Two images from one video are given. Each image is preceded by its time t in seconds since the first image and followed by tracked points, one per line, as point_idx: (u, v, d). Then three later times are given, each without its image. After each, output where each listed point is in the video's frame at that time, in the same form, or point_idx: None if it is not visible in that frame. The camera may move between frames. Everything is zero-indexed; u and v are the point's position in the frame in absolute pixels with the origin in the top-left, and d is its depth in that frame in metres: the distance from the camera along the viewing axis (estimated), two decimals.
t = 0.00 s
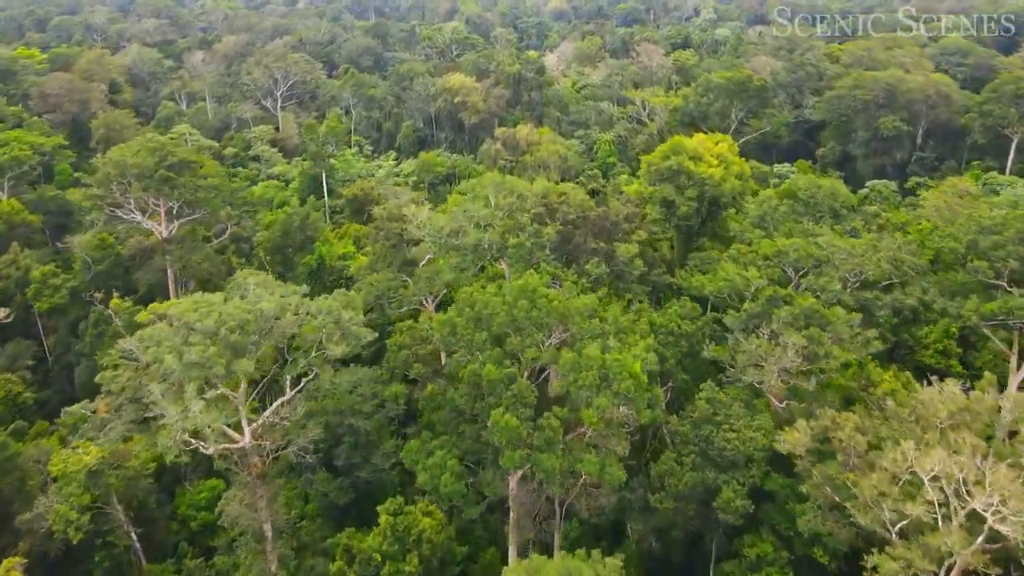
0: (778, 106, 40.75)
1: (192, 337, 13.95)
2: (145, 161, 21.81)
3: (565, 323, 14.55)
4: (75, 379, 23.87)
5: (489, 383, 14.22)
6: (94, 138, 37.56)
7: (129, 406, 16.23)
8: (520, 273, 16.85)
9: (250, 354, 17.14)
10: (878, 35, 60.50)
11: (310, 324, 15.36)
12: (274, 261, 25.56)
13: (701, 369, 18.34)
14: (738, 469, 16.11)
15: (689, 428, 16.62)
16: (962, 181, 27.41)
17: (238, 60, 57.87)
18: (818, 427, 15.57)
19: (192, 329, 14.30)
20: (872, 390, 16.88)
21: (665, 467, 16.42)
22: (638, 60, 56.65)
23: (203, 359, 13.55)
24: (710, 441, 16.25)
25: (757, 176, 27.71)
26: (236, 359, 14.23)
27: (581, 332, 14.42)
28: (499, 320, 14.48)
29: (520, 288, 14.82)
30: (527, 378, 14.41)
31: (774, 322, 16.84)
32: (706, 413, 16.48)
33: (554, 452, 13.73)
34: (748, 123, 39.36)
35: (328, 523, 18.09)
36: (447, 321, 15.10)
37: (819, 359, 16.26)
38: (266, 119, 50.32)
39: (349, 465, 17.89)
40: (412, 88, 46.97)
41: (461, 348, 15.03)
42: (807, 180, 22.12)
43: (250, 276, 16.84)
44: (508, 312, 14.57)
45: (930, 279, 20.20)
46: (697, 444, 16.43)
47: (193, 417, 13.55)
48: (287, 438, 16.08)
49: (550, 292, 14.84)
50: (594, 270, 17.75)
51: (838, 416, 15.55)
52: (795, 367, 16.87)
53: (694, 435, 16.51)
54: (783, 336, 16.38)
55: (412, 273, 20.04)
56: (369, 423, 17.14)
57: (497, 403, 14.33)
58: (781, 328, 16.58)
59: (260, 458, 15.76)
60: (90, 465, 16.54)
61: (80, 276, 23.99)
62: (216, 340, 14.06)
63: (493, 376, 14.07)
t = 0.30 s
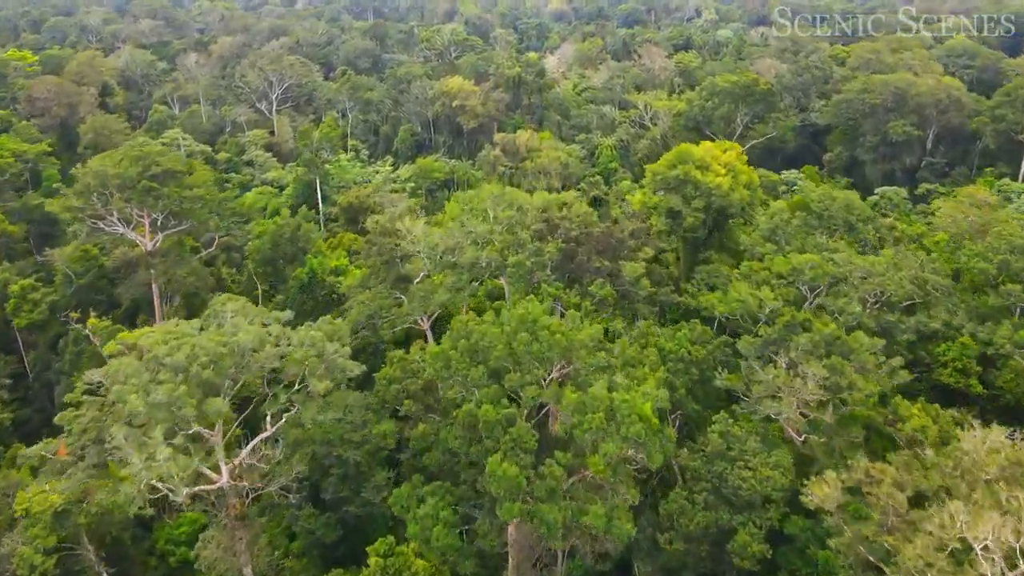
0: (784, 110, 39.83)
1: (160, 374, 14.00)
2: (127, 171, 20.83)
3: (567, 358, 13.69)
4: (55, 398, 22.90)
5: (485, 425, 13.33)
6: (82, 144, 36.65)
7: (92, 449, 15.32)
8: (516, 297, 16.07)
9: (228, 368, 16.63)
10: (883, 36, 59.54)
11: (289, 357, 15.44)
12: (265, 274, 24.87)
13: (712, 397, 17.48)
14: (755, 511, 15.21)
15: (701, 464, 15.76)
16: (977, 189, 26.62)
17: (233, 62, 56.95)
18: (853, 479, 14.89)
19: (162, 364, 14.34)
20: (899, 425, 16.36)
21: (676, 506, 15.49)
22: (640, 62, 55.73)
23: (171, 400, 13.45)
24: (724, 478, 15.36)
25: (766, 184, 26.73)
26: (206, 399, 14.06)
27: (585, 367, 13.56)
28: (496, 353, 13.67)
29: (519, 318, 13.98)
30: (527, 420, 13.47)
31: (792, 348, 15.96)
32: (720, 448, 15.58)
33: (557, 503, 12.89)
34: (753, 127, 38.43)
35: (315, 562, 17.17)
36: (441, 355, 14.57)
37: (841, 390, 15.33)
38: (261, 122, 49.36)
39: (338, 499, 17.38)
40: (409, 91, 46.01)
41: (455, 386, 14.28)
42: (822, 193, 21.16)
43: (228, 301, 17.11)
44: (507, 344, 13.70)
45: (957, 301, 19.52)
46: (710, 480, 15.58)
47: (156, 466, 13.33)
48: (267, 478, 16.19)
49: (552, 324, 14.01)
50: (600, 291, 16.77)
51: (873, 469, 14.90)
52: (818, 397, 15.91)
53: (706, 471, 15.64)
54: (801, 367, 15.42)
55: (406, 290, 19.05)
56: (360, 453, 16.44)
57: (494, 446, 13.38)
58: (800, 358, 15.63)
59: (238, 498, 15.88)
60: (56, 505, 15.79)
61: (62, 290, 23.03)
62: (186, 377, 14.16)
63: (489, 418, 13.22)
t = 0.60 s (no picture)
0: (791, 114, 38.85)
1: (121, 420, 13.36)
2: (105, 183, 19.89)
3: (570, 398, 13.24)
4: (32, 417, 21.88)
5: (481, 475, 12.68)
6: (69, 149, 35.69)
7: (42, 500, 14.64)
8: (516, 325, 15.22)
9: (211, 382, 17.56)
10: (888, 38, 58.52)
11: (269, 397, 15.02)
12: (255, 288, 24.04)
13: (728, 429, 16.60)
14: (774, 558, 14.37)
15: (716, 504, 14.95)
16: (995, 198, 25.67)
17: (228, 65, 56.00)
18: (895, 546, 14.14)
19: (123, 409, 13.64)
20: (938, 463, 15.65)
21: (688, 549, 14.51)
22: (642, 64, 54.75)
23: (132, 449, 12.81)
24: (740, 521, 14.51)
25: (775, 194, 25.77)
26: (172, 449, 13.54)
27: (588, 410, 13.16)
28: (494, 394, 13.24)
29: (519, 354, 13.42)
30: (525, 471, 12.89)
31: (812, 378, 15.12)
32: (736, 488, 14.72)
33: (558, 564, 12.27)
34: (759, 132, 37.47)
35: None
36: (434, 394, 13.95)
37: (868, 427, 14.39)
38: (256, 126, 48.40)
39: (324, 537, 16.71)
40: (406, 94, 45.08)
41: (448, 430, 13.60)
42: (837, 205, 20.22)
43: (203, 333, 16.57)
44: (504, 382, 13.30)
45: (988, 326, 18.50)
46: (726, 523, 14.78)
47: (112, 527, 12.67)
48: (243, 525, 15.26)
49: (556, 363, 13.35)
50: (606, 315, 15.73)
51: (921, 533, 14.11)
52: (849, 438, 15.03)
53: (721, 513, 14.86)
54: (825, 402, 14.58)
55: (399, 308, 17.96)
56: (347, 489, 15.76)
57: (489, 498, 12.70)
58: (823, 392, 14.79)
59: (214, 547, 15.16)
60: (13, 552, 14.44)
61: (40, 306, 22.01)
62: (149, 424, 13.45)
63: (485, 468, 12.58)
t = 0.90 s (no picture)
0: (798, 119, 37.85)
1: (74, 474, 12.49)
2: (83, 194, 18.99)
3: (576, 449, 12.84)
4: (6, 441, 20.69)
5: (474, 535, 12.55)
6: (56, 155, 34.76)
7: None
8: (518, 358, 14.64)
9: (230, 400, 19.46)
10: (893, 39, 57.57)
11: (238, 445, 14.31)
12: (244, 302, 23.17)
13: (742, 465, 16.49)
14: None
15: (732, 552, 14.51)
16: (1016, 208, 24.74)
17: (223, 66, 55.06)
18: None
19: (78, 462, 12.79)
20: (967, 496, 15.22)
21: None
22: (644, 66, 53.79)
23: (84, 508, 12.02)
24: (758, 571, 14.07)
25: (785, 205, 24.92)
26: (127, 507, 12.67)
27: (597, 461, 12.66)
28: (490, 444, 13.00)
29: (518, 399, 13.23)
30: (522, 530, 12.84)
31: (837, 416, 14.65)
32: (754, 534, 14.26)
33: None
34: (764, 138, 36.55)
35: None
36: (424, 441, 13.72)
37: (898, 469, 14.03)
38: (251, 130, 47.46)
39: None
40: (404, 98, 44.14)
41: (439, 482, 13.35)
42: (854, 219, 19.79)
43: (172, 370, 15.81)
44: (501, 432, 13.08)
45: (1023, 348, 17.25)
46: (744, 573, 14.28)
47: None
48: None
49: (560, 412, 12.82)
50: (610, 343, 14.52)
51: None
52: (879, 483, 14.64)
53: (738, 561, 14.40)
54: (853, 444, 14.03)
55: (391, 329, 16.75)
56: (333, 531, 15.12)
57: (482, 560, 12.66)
58: (849, 432, 14.37)
59: None
60: None
61: (18, 322, 20.92)
62: (104, 478, 12.60)
63: (479, 527, 12.45)
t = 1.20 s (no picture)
0: (805, 124, 36.88)
1: (14, 543, 11.62)
2: (59, 208, 18.05)
3: (582, 509, 12.24)
4: None
5: None
6: (42, 162, 33.75)
7: None
8: (518, 392, 13.70)
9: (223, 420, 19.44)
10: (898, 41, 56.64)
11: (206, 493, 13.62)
12: (232, 318, 22.24)
13: (758, 505, 16.09)
14: None
15: None
16: None
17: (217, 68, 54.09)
18: None
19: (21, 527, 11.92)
20: (994, 538, 14.45)
21: None
22: (645, 69, 52.80)
23: None
24: None
25: (798, 217, 23.85)
26: None
27: (604, 522, 12.02)
28: (485, 506, 12.25)
29: (517, 454, 12.55)
30: None
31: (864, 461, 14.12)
32: None
33: None
34: (770, 143, 35.58)
35: None
36: (410, 497, 12.97)
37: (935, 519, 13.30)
38: (245, 134, 46.50)
39: None
40: (401, 101, 43.18)
41: (428, 544, 12.65)
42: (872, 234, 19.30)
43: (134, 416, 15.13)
44: (497, 494, 12.32)
45: None
46: None
47: None
48: None
49: (563, 470, 12.28)
50: (617, 376, 13.57)
51: None
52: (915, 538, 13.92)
53: None
54: (886, 496, 13.37)
55: (383, 352, 15.78)
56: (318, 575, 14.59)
57: None
58: (881, 481, 13.76)
59: None
60: None
61: None
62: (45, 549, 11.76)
63: None
